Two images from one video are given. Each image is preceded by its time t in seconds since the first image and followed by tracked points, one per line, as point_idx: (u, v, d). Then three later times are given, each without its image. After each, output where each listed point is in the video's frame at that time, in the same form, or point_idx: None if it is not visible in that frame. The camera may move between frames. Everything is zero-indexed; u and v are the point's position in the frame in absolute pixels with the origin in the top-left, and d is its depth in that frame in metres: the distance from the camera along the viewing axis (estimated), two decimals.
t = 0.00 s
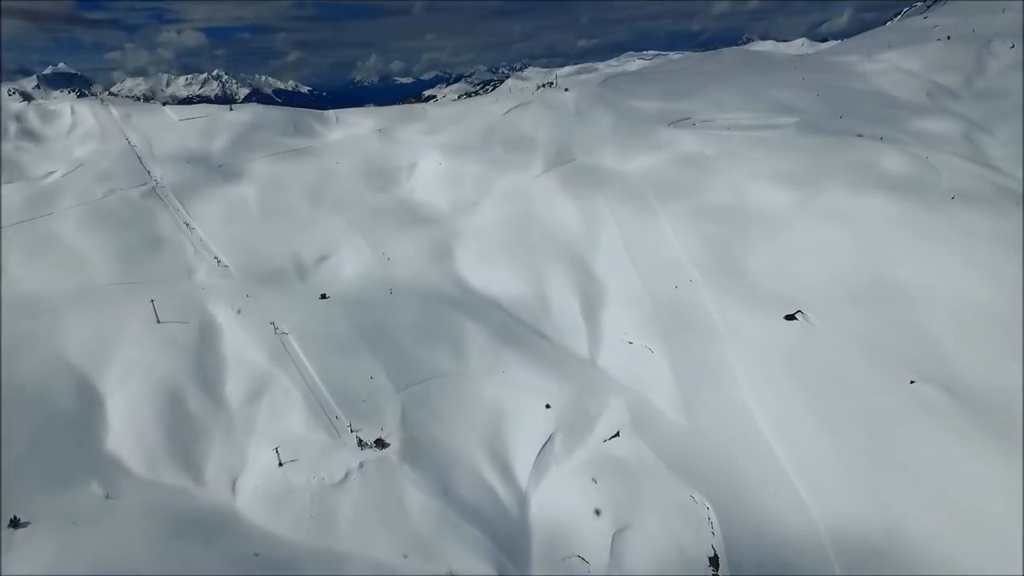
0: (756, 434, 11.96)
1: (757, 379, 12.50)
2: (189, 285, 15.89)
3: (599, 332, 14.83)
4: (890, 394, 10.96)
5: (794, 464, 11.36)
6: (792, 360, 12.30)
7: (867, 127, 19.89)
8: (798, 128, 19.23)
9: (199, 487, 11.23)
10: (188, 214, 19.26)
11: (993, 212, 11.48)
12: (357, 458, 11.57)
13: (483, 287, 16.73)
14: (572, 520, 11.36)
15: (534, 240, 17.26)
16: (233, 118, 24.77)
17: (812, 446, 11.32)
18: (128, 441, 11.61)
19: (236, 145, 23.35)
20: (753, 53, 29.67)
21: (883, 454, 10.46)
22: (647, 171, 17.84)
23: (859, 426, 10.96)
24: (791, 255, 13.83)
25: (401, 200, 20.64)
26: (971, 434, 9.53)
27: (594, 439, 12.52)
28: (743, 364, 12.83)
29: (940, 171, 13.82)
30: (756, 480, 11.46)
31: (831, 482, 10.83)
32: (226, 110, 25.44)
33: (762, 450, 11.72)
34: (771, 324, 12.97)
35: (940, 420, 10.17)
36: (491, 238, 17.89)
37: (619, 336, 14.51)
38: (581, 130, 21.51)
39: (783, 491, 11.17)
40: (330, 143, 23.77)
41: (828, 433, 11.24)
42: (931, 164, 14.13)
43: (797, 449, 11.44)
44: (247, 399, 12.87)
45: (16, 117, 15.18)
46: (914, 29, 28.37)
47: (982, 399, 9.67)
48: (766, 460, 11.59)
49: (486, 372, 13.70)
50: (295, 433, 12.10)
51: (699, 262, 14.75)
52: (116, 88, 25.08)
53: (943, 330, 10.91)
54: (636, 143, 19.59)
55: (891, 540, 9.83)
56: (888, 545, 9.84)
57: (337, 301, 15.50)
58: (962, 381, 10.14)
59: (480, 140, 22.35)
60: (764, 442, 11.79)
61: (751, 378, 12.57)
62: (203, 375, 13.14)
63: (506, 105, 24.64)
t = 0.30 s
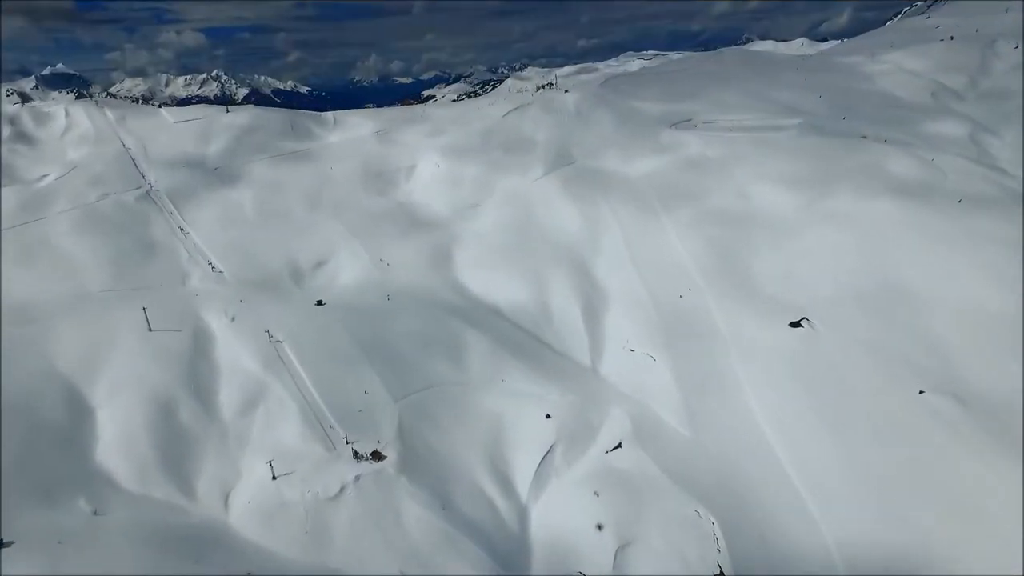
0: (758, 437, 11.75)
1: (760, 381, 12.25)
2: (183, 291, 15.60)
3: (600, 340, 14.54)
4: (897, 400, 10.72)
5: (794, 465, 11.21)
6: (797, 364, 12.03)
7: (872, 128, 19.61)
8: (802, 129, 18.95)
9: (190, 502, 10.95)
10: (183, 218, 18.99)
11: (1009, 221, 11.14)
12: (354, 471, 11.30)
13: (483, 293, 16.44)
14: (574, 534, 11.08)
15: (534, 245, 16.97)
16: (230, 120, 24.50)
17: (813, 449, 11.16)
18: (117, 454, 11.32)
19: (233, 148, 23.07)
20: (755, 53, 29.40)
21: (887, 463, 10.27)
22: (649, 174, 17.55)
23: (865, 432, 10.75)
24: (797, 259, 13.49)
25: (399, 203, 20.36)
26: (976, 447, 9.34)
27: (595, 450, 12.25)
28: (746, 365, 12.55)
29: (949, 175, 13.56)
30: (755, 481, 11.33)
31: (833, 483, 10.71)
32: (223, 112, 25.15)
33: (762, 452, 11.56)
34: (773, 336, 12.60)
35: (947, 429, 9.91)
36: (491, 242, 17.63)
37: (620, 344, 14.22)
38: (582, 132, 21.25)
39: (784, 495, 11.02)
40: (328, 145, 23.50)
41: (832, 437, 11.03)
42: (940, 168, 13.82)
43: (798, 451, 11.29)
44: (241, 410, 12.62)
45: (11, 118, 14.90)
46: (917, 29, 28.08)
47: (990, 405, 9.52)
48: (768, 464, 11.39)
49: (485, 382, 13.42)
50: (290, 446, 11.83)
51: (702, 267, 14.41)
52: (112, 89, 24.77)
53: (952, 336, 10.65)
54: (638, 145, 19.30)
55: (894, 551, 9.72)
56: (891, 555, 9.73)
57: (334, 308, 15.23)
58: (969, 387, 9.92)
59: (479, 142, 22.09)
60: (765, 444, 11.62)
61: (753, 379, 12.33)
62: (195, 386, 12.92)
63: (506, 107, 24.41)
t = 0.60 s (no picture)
0: (746, 447, 11.73)
1: (748, 391, 12.29)
2: (153, 303, 15.08)
3: (584, 348, 14.34)
4: (885, 408, 10.68)
5: (782, 474, 11.20)
6: (785, 373, 12.11)
7: (851, 130, 19.63)
8: (782, 132, 18.96)
9: (160, 527, 10.50)
10: (154, 227, 18.44)
11: (995, 222, 10.98)
12: (331, 490, 10.90)
13: (465, 302, 16.14)
14: (561, 549, 10.80)
15: (518, 252, 16.82)
16: (203, 125, 23.92)
17: (800, 458, 11.15)
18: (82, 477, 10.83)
19: (206, 153, 22.52)
20: (734, 54, 29.47)
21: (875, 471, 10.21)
22: (633, 180, 17.47)
23: (853, 441, 10.74)
24: (784, 266, 13.69)
25: (378, 209, 20.00)
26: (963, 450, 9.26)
27: (581, 462, 11.99)
28: (734, 375, 12.61)
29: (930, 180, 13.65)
30: (742, 490, 11.27)
31: (821, 491, 10.69)
32: (196, 116, 24.57)
33: (750, 462, 11.55)
34: (767, 340, 12.72)
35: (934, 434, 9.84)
36: (473, 248, 17.38)
37: (605, 352, 14.05)
38: (563, 136, 21.12)
39: (772, 505, 10.95)
40: (305, 150, 23.05)
41: (819, 445, 11.05)
42: (918, 168, 14.21)
43: (786, 460, 11.29)
44: (215, 428, 12.22)
45: None
46: (892, 29, 28.33)
47: (978, 408, 9.36)
48: (756, 474, 11.36)
49: (467, 393, 13.13)
50: (266, 464, 11.44)
51: (689, 275, 14.40)
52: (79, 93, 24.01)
53: (944, 343, 10.59)
54: (620, 150, 19.22)
55: (882, 559, 9.63)
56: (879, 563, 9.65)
57: (310, 318, 14.84)
58: (956, 390, 9.87)
59: (459, 146, 21.84)
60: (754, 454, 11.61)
61: (742, 389, 12.37)
62: (166, 403, 12.47)
63: (485, 110, 24.17)
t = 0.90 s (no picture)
0: (742, 455, 11.54)
1: (744, 398, 12.08)
2: (135, 314, 14.67)
3: (577, 356, 14.08)
4: (882, 415, 10.59)
5: (779, 483, 11.02)
6: (782, 380, 11.92)
7: (843, 132, 19.51)
8: (774, 133, 18.82)
9: (141, 548, 10.10)
10: (136, 233, 18.01)
11: (997, 233, 11.10)
12: (319, 509, 10.58)
13: (456, 308, 15.82)
14: (558, 567, 10.43)
15: (509, 257, 16.56)
16: (187, 128, 23.50)
17: (798, 466, 10.97)
18: (59, 498, 10.40)
19: (190, 157, 22.09)
20: (723, 55, 29.36)
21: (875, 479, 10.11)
22: (625, 183, 17.28)
23: (852, 449, 10.58)
24: (779, 270, 13.52)
25: (367, 214, 19.69)
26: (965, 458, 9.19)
27: (576, 475, 11.70)
28: (729, 382, 12.41)
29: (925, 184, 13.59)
30: (738, 498, 11.10)
31: (818, 499, 10.55)
32: (180, 119, 24.13)
33: (746, 470, 11.36)
34: (762, 346, 12.54)
35: (934, 442, 9.74)
36: (464, 253, 17.13)
37: (598, 360, 13.79)
38: (554, 139, 20.90)
39: (769, 513, 10.79)
40: (292, 154, 22.70)
41: (817, 453, 10.87)
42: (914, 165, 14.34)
43: (783, 468, 11.10)
44: (199, 442, 11.85)
45: None
46: (882, 30, 28.32)
47: (975, 416, 9.33)
48: (752, 482, 11.19)
49: (458, 404, 12.86)
50: (251, 482, 11.09)
51: (683, 279, 14.24)
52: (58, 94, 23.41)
53: (943, 348, 10.54)
54: (611, 153, 19.02)
55: (881, 568, 9.51)
56: (878, 573, 9.52)
57: (298, 328, 14.63)
58: (953, 398, 9.83)
59: (450, 149, 21.56)
60: (750, 461, 11.42)
61: (738, 396, 12.17)
62: (147, 417, 12.10)
63: (475, 112, 23.90)
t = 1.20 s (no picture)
0: (735, 464, 11.37)
1: (740, 406, 11.90)
2: (112, 325, 14.26)
3: (568, 364, 13.80)
4: (880, 424, 10.28)
5: (774, 492, 10.84)
6: (779, 392, 11.70)
7: (833, 134, 19.40)
8: (764, 134, 18.68)
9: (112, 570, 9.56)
10: (115, 241, 17.54)
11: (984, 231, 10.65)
12: (303, 528, 10.17)
13: (444, 315, 15.52)
14: None
15: (499, 263, 16.28)
16: (169, 131, 23.00)
17: (793, 475, 10.81)
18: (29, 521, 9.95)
19: (172, 162, 21.61)
20: (711, 56, 29.26)
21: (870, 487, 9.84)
22: (615, 188, 17.10)
23: (847, 455, 10.41)
24: (772, 276, 13.42)
25: (353, 219, 19.34)
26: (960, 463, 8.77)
27: (568, 488, 11.36)
28: (723, 390, 12.25)
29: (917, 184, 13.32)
30: (730, 505, 10.92)
31: (808, 508, 10.41)
32: (162, 123, 23.64)
33: (740, 481, 11.16)
34: (755, 354, 12.43)
35: (929, 448, 9.40)
36: (451, 258, 16.84)
37: (589, 369, 13.53)
38: (543, 142, 20.64)
39: (760, 519, 10.62)
40: (276, 159, 22.28)
41: (812, 462, 10.73)
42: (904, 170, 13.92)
43: (777, 477, 10.95)
44: (177, 461, 11.50)
45: None
46: (868, 31, 28.33)
47: (968, 420, 8.87)
48: (745, 490, 11.03)
49: (447, 416, 12.57)
50: (232, 502, 10.73)
51: (675, 285, 14.16)
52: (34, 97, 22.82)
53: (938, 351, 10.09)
54: (601, 156, 18.79)
55: (883, 568, 9.21)
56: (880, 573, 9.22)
57: (282, 338, 14.30)
58: (947, 405, 9.42)
59: (437, 152, 21.27)
60: (744, 470, 11.24)
61: (733, 404, 12.00)
62: (124, 437, 11.75)
63: (463, 115, 23.63)
